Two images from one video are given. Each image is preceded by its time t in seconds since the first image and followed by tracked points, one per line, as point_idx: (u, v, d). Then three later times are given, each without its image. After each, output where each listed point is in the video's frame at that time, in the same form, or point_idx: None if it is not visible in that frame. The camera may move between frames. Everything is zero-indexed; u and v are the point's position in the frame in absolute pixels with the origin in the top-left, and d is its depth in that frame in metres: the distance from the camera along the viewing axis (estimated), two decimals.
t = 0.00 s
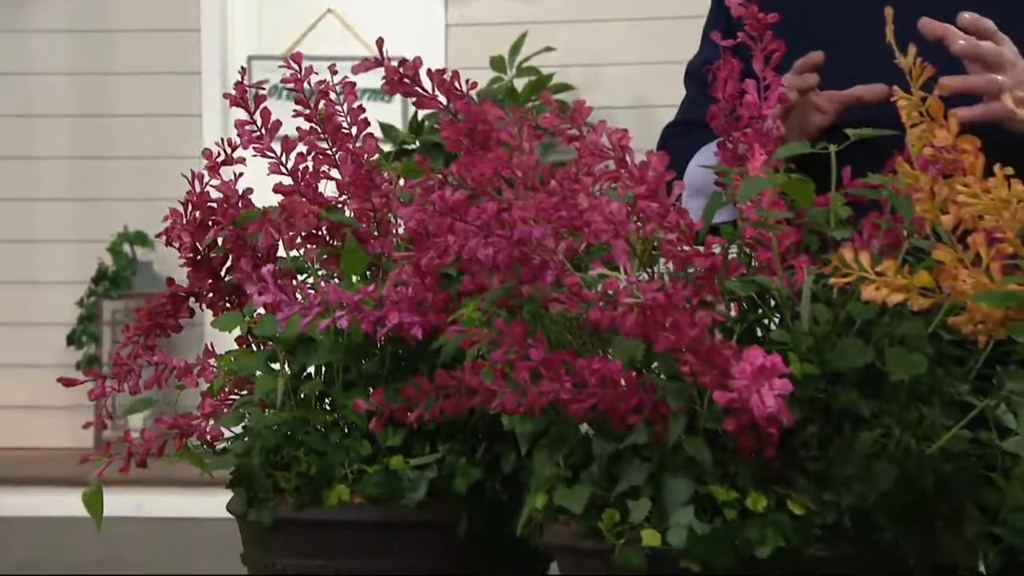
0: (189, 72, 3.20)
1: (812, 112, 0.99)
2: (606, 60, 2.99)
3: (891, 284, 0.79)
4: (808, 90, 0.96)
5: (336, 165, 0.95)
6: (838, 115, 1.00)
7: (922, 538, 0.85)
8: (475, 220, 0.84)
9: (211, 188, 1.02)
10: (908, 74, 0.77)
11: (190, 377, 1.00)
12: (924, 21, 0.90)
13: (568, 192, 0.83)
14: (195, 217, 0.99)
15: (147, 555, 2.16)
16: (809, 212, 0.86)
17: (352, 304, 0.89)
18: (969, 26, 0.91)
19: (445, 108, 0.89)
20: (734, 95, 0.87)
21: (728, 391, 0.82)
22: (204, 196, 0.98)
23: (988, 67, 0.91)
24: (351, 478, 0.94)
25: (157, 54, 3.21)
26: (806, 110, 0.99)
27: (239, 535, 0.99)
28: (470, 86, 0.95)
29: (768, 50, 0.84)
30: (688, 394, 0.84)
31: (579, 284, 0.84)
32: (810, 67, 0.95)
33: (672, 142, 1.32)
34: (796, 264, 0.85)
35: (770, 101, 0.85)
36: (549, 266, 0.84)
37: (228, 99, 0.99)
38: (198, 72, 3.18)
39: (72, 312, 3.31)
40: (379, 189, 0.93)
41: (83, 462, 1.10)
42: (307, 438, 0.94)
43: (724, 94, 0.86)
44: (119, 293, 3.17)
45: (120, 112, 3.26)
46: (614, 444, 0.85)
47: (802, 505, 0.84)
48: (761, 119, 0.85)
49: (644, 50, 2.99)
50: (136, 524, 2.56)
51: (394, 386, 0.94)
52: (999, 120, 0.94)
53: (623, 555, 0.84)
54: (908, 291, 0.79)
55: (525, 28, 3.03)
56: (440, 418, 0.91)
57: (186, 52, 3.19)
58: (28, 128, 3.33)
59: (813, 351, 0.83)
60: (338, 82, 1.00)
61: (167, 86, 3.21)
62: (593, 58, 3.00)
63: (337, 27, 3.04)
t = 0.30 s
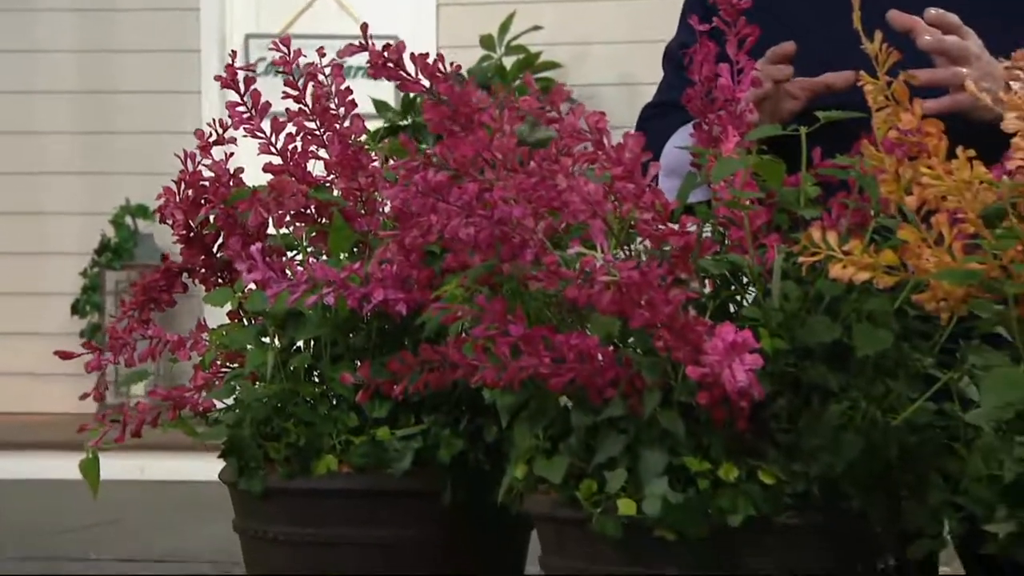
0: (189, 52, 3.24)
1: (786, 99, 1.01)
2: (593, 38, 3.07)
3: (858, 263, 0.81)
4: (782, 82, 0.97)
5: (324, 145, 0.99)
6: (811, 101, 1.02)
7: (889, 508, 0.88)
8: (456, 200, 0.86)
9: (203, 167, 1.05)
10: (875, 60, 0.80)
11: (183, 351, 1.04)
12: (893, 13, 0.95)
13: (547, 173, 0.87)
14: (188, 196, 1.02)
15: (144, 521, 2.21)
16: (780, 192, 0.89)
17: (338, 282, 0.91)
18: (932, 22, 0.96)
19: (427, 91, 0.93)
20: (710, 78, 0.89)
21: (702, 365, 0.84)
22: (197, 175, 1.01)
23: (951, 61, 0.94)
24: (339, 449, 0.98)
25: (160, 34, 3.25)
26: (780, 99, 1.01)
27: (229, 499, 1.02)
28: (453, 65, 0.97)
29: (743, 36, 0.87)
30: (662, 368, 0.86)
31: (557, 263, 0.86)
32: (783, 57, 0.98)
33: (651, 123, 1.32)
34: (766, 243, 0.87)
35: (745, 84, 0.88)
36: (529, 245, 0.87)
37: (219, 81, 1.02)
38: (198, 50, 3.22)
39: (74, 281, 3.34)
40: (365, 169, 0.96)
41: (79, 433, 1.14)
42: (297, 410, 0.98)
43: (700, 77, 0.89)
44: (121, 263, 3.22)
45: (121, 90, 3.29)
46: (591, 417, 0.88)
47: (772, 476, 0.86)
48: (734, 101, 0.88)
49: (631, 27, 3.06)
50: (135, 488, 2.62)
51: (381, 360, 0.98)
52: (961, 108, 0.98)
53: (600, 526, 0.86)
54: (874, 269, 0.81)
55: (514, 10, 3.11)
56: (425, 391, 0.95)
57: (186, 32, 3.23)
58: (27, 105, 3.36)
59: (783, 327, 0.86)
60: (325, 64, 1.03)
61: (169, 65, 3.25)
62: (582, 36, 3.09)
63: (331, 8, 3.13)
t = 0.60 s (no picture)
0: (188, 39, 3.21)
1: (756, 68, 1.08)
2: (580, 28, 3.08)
3: (827, 255, 0.84)
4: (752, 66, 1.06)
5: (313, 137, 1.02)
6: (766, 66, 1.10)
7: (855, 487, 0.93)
8: (439, 194, 0.88)
9: (195, 159, 1.07)
10: (843, 59, 0.82)
11: (176, 337, 1.07)
12: (883, 18, 1.07)
13: (527, 167, 0.89)
14: (181, 186, 1.04)
15: (143, 498, 2.27)
16: (752, 184, 0.92)
17: (326, 271, 0.95)
18: (916, 28, 1.03)
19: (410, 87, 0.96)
20: (687, 75, 0.93)
21: (676, 353, 0.88)
22: (189, 166, 1.04)
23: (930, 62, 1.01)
24: (327, 433, 1.01)
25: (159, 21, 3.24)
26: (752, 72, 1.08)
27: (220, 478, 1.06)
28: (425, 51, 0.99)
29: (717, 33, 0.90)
30: (638, 356, 0.90)
31: (536, 255, 0.89)
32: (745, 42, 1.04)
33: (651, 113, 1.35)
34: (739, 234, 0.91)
35: (720, 80, 0.91)
36: (510, 238, 0.89)
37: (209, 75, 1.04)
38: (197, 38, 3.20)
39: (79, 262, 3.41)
40: (352, 161, 0.99)
41: (77, 416, 1.18)
42: (286, 395, 1.01)
43: (677, 73, 0.92)
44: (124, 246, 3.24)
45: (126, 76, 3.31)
46: (569, 404, 0.91)
47: (744, 460, 0.89)
48: (709, 97, 0.92)
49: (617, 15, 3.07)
50: (135, 463, 2.67)
51: (366, 346, 1.01)
52: (943, 112, 1.05)
53: (579, 508, 0.89)
54: (842, 261, 0.84)
55: None
56: (410, 377, 0.98)
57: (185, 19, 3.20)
58: (33, 90, 3.39)
59: (756, 317, 0.89)
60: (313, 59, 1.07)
61: (169, 52, 3.25)
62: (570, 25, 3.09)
63: None
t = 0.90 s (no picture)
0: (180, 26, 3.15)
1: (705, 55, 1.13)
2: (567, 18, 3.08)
3: (796, 252, 0.87)
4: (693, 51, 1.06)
5: (301, 133, 1.05)
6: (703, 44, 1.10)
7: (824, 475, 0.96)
8: (422, 191, 0.92)
9: (187, 154, 1.10)
10: (812, 61, 0.85)
11: (168, 327, 1.11)
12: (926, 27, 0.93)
13: (507, 165, 0.92)
14: (172, 180, 1.07)
15: (145, 477, 2.32)
16: (726, 182, 0.95)
17: (312, 266, 0.98)
18: (953, 48, 0.91)
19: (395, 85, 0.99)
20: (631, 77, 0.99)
21: (651, 346, 0.91)
22: (181, 161, 1.07)
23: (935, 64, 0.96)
24: (314, 421, 1.04)
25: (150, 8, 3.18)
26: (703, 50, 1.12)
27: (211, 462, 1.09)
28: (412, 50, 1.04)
29: (688, 34, 0.95)
30: (614, 348, 0.92)
31: (515, 251, 0.91)
32: None
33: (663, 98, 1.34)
34: (714, 231, 0.93)
35: (692, 80, 0.95)
36: (489, 234, 0.92)
37: (200, 73, 1.07)
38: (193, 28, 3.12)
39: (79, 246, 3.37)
40: (340, 157, 1.03)
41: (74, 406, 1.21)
42: (275, 384, 1.04)
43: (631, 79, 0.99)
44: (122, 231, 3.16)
45: (122, 64, 3.25)
46: (548, 394, 0.94)
47: (717, 448, 0.92)
48: (683, 96, 0.96)
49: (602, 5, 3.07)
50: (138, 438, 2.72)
51: (353, 337, 1.04)
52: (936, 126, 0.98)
53: (556, 496, 0.92)
54: (811, 258, 0.87)
55: None
56: (395, 366, 1.01)
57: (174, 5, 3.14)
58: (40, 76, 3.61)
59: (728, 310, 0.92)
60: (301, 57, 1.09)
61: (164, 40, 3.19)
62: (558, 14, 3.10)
63: None
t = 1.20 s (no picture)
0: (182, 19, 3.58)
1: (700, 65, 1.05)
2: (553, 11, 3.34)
3: (765, 250, 0.90)
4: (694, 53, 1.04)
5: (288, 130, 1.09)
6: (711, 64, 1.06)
7: (792, 466, 0.99)
8: (403, 189, 0.94)
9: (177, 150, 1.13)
10: (780, 64, 0.88)
11: (159, 318, 1.15)
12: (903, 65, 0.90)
13: (485, 165, 0.95)
14: (163, 175, 1.10)
15: (141, 453, 2.37)
16: (699, 180, 0.99)
17: (297, 261, 1.02)
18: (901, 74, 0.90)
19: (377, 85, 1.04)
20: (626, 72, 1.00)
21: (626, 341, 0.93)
22: (172, 156, 1.10)
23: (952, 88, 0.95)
24: (301, 410, 1.08)
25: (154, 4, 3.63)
26: (701, 60, 1.05)
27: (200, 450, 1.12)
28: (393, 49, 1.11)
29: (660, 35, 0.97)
30: (590, 342, 0.95)
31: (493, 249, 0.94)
32: None
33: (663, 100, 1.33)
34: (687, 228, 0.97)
35: (670, 80, 0.98)
36: (469, 231, 0.96)
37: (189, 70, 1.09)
38: (189, 19, 3.57)
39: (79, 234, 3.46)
40: (325, 154, 1.06)
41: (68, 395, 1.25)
42: (262, 373, 1.08)
43: (617, 73, 0.99)
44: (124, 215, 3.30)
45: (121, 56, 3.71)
46: (526, 386, 0.97)
47: (689, 439, 0.95)
48: (661, 95, 0.98)
49: None
50: (136, 418, 2.78)
51: (337, 330, 1.08)
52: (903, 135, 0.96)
53: (534, 485, 0.95)
54: (779, 256, 0.90)
55: None
56: (379, 357, 1.04)
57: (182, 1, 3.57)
58: (42, 65, 3.78)
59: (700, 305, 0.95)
60: (288, 55, 1.12)
61: (164, 31, 3.64)
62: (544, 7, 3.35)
63: None
